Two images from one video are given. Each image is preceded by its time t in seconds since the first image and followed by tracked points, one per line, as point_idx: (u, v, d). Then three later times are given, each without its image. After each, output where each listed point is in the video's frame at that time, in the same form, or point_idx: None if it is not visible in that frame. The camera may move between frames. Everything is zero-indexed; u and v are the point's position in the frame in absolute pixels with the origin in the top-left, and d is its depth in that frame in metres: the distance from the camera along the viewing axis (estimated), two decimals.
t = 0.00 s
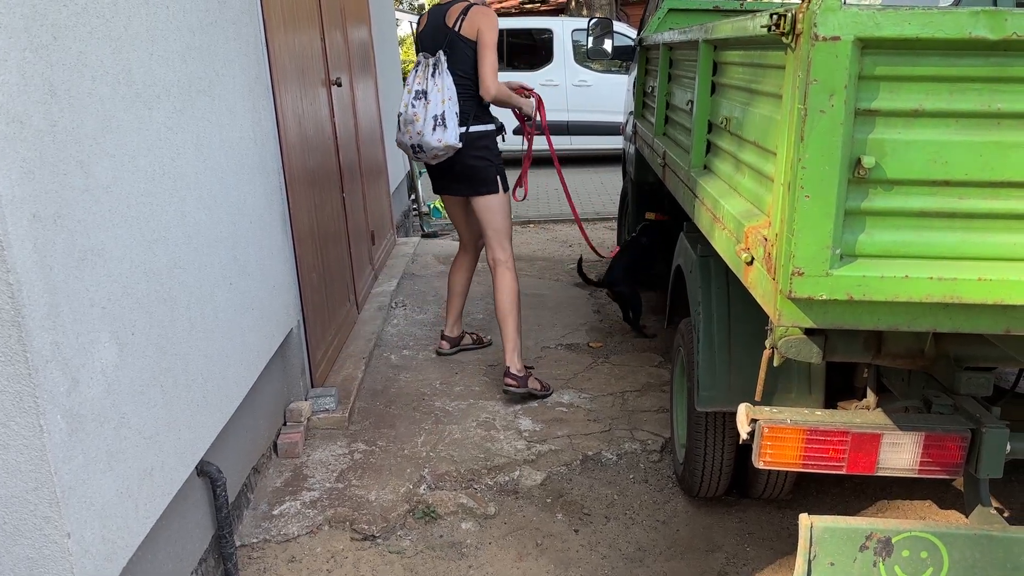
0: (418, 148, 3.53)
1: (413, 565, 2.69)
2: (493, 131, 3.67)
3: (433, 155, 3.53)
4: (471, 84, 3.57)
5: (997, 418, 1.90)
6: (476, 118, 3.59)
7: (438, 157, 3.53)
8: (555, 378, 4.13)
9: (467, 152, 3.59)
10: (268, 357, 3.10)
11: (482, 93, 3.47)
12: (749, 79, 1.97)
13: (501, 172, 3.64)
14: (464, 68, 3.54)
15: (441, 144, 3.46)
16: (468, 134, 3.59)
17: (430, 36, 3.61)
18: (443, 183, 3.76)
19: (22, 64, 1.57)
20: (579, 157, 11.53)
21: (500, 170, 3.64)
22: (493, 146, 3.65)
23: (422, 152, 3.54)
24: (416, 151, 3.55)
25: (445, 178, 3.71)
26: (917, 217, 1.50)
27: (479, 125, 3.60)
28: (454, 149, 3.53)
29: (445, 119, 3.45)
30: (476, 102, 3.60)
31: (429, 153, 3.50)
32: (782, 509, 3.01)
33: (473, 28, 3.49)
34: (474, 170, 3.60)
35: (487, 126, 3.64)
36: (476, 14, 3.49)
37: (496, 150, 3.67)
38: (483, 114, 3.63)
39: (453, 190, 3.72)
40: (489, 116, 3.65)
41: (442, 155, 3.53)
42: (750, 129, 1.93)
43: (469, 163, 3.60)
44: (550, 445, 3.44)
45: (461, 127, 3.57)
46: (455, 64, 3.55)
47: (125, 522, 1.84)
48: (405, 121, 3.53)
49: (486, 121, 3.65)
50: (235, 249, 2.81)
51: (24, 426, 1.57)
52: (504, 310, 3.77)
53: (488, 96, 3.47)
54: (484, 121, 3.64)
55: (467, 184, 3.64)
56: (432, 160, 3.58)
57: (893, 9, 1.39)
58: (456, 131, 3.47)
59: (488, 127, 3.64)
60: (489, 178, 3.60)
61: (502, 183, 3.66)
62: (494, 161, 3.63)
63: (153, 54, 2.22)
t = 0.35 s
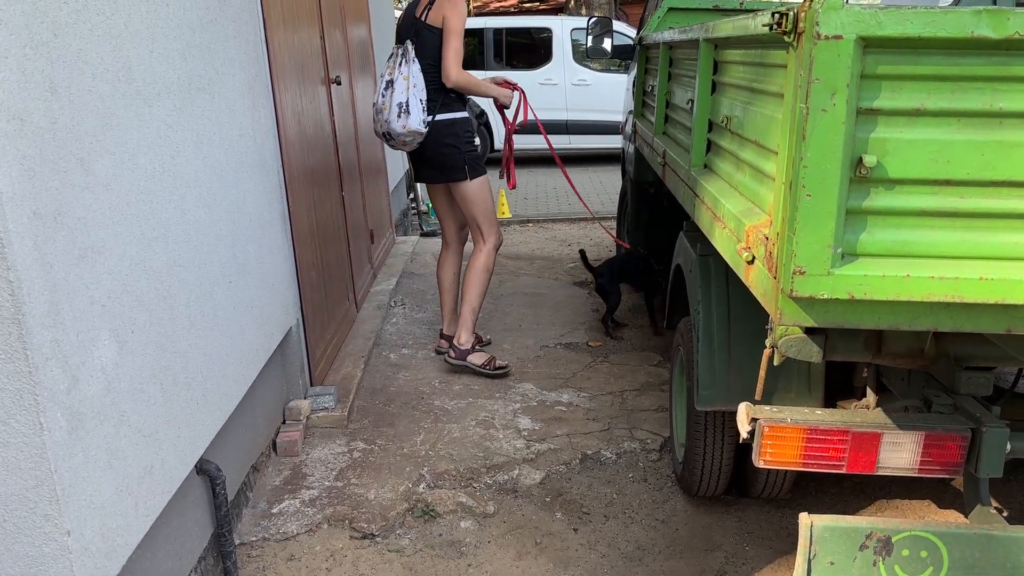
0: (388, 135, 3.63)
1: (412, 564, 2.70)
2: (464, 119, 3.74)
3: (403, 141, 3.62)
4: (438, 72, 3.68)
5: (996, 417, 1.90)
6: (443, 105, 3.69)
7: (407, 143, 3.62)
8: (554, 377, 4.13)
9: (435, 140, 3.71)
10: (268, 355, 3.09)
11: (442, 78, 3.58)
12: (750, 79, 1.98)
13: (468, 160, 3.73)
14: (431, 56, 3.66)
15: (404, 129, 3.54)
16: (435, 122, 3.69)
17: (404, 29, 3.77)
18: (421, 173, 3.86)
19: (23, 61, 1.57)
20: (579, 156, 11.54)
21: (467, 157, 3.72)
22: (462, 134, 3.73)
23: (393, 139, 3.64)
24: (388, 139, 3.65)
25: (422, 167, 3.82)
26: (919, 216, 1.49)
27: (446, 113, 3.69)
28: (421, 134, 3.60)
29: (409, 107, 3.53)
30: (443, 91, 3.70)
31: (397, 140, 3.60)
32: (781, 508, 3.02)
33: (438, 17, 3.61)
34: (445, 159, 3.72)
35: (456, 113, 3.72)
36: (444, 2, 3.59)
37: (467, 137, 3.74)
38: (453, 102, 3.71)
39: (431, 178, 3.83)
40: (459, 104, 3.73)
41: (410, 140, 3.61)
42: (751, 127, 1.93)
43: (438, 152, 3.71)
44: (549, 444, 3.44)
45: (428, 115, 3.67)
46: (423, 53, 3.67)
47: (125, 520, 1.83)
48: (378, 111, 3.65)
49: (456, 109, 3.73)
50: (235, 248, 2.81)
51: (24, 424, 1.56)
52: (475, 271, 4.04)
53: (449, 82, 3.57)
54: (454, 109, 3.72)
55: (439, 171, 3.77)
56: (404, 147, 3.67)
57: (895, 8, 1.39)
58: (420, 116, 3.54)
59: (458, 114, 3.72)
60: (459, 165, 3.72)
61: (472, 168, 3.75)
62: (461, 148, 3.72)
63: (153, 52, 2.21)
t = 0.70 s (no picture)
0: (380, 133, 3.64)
1: (409, 562, 2.70)
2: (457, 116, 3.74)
3: (394, 139, 3.64)
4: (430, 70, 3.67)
5: (993, 416, 1.90)
6: (434, 103, 3.69)
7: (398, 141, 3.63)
8: (551, 375, 4.13)
9: (424, 139, 3.73)
10: (265, 353, 3.09)
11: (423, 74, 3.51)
12: (749, 77, 1.97)
13: (457, 157, 3.74)
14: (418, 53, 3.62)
15: (394, 128, 3.55)
16: (426, 120, 3.70)
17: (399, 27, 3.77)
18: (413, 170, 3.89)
19: (20, 57, 1.56)
20: (577, 154, 11.53)
21: (454, 155, 3.74)
22: (452, 132, 3.73)
23: (384, 137, 3.65)
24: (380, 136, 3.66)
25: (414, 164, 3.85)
26: (918, 215, 1.49)
27: (437, 111, 3.70)
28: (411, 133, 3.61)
29: (398, 105, 3.54)
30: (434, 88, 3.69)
31: (388, 138, 3.61)
32: (779, 507, 3.03)
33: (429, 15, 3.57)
34: (434, 158, 3.74)
35: (449, 111, 3.72)
36: None
37: (457, 135, 3.75)
38: (445, 99, 3.70)
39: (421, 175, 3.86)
40: (452, 101, 3.73)
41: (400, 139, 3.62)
42: (749, 125, 1.93)
43: (427, 150, 3.74)
44: (546, 442, 3.44)
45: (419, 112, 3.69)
46: (415, 51, 3.67)
47: (122, 517, 1.83)
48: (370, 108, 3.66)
49: (450, 107, 3.73)
50: (233, 245, 2.80)
51: (21, 421, 1.56)
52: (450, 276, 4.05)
53: (428, 78, 3.50)
54: (447, 107, 3.72)
55: (428, 169, 3.79)
56: (395, 144, 3.68)
57: (894, 6, 1.38)
58: (411, 115, 3.56)
59: (450, 112, 3.72)
60: (446, 164, 3.74)
61: (460, 166, 3.77)
62: (450, 146, 3.73)
63: (151, 48, 2.20)
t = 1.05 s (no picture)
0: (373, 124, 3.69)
1: (408, 558, 2.70)
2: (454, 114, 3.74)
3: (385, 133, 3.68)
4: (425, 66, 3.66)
5: (992, 413, 1.91)
6: (429, 98, 3.69)
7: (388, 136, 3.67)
8: (549, 371, 4.13)
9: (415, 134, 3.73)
10: (263, 349, 3.08)
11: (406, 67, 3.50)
12: (749, 74, 1.97)
13: (445, 154, 3.73)
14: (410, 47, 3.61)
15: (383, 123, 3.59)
16: (418, 115, 3.70)
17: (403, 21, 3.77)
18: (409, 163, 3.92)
19: (18, 52, 1.55)
20: (574, 151, 11.52)
21: (443, 152, 3.73)
22: (443, 130, 3.72)
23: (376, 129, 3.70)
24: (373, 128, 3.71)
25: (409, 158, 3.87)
26: (919, 211, 1.47)
27: (430, 107, 3.69)
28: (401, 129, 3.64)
29: (391, 101, 3.60)
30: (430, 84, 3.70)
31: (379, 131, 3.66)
32: (777, 503, 3.04)
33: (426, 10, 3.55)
34: (423, 154, 3.75)
35: (444, 107, 3.71)
36: None
37: (448, 132, 3.74)
38: (443, 95, 3.70)
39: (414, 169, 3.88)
40: (449, 98, 3.73)
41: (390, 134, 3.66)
42: (749, 121, 1.93)
43: (418, 145, 3.74)
44: (545, 439, 3.44)
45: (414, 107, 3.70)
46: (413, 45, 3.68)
47: (121, 514, 1.83)
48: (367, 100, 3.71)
49: (446, 104, 3.72)
50: (231, 242, 2.79)
51: (20, 417, 1.55)
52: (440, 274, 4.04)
53: (410, 72, 3.49)
54: (443, 103, 3.71)
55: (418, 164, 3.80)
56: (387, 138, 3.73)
57: (896, 2, 1.37)
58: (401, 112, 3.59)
59: (444, 108, 3.71)
60: (434, 161, 3.74)
61: (449, 163, 3.76)
62: (439, 142, 3.72)
63: (149, 44, 2.19)
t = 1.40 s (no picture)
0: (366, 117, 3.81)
1: (403, 551, 2.71)
2: (440, 108, 3.72)
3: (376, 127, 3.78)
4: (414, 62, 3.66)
5: (986, 405, 1.92)
6: (415, 92, 3.70)
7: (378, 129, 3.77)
8: (545, 365, 4.13)
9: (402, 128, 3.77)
10: (258, 342, 3.07)
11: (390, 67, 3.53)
12: (744, 66, 1.97)
13: (428, 150, 3.72)
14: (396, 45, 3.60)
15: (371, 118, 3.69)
16: (405, 109, 3.73)
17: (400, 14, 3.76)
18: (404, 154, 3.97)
19: (12, 44, 1.54)
20: (569, 144, 11.52)
21: (426, 148, 3.72)
22: (427, 125, 3.71)
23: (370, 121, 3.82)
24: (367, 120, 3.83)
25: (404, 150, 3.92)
26: (914, 204, 1.46)
27: (416, 100, 3.70)
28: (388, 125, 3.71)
29: (376, 96, 3.68)
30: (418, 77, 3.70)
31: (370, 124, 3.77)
32: (771, 496, 3.06)
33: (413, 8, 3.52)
34: (410, 148, 3.78)
35: (429, 102, 3.70)
36: None
37: (432, 127, 3.72)
38: (431, 89, 3.69)
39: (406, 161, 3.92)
40: (438, 93, 3.70)
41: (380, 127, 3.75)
42: (744, 114, 1.93)
43: (404, 139, 3.78)
44: (540, 432, 3.45)
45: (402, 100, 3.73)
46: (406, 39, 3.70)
47: (117, 507, 1.82)
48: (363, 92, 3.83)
49: (434, 98, 3.70)
50: (226, 235, 2.79)
51: (15, 410, 1.55)
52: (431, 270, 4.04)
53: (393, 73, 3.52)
54: (431, 97, 3.70)
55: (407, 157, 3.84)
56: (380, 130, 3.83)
57: None
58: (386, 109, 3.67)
59: (429, 103, 3.70)
60: (418, 155, 3.76)
61: (433, 159, 3.75)
62: (423, 137, 3.72)
63: (143, 37, 2.18)
